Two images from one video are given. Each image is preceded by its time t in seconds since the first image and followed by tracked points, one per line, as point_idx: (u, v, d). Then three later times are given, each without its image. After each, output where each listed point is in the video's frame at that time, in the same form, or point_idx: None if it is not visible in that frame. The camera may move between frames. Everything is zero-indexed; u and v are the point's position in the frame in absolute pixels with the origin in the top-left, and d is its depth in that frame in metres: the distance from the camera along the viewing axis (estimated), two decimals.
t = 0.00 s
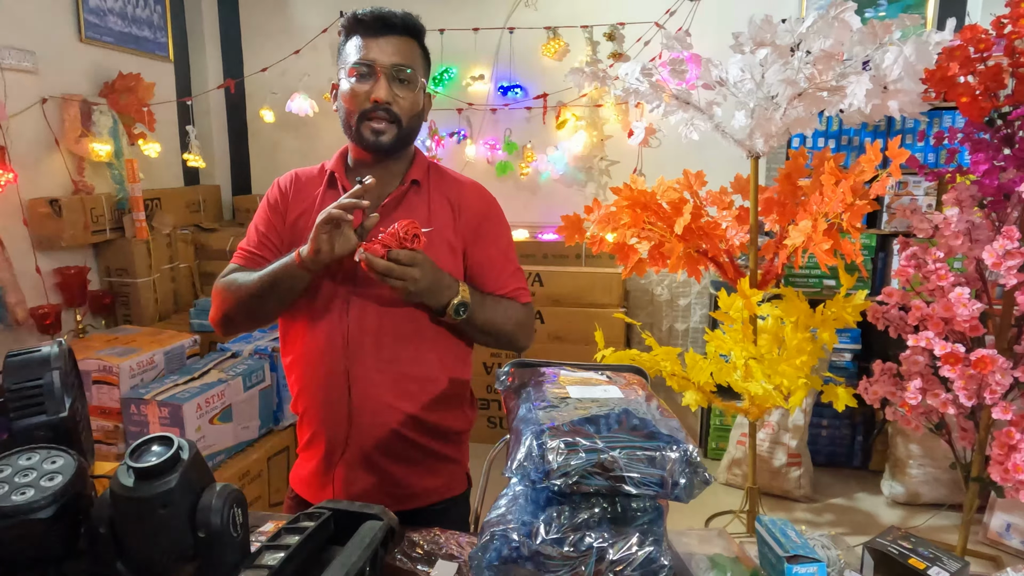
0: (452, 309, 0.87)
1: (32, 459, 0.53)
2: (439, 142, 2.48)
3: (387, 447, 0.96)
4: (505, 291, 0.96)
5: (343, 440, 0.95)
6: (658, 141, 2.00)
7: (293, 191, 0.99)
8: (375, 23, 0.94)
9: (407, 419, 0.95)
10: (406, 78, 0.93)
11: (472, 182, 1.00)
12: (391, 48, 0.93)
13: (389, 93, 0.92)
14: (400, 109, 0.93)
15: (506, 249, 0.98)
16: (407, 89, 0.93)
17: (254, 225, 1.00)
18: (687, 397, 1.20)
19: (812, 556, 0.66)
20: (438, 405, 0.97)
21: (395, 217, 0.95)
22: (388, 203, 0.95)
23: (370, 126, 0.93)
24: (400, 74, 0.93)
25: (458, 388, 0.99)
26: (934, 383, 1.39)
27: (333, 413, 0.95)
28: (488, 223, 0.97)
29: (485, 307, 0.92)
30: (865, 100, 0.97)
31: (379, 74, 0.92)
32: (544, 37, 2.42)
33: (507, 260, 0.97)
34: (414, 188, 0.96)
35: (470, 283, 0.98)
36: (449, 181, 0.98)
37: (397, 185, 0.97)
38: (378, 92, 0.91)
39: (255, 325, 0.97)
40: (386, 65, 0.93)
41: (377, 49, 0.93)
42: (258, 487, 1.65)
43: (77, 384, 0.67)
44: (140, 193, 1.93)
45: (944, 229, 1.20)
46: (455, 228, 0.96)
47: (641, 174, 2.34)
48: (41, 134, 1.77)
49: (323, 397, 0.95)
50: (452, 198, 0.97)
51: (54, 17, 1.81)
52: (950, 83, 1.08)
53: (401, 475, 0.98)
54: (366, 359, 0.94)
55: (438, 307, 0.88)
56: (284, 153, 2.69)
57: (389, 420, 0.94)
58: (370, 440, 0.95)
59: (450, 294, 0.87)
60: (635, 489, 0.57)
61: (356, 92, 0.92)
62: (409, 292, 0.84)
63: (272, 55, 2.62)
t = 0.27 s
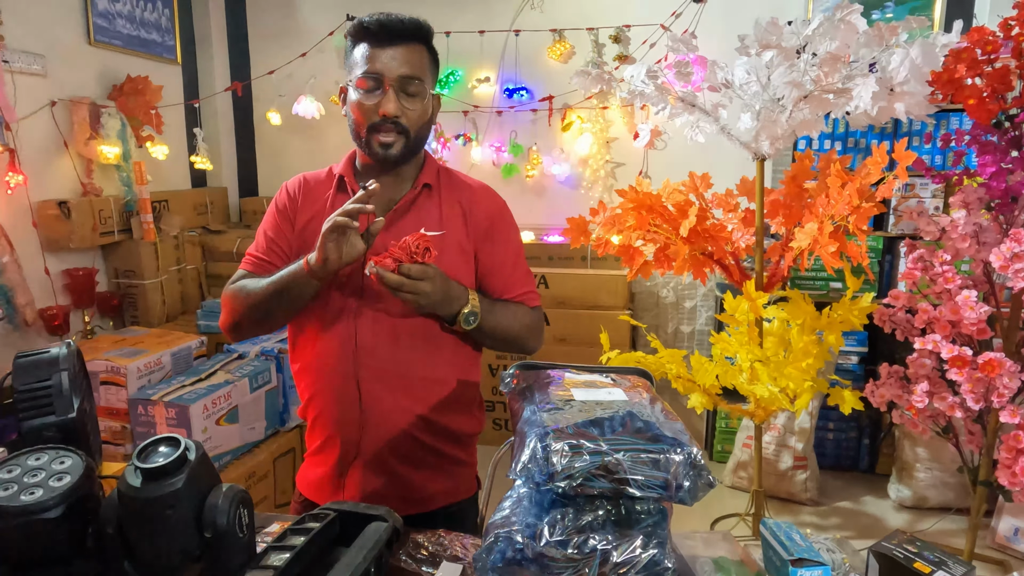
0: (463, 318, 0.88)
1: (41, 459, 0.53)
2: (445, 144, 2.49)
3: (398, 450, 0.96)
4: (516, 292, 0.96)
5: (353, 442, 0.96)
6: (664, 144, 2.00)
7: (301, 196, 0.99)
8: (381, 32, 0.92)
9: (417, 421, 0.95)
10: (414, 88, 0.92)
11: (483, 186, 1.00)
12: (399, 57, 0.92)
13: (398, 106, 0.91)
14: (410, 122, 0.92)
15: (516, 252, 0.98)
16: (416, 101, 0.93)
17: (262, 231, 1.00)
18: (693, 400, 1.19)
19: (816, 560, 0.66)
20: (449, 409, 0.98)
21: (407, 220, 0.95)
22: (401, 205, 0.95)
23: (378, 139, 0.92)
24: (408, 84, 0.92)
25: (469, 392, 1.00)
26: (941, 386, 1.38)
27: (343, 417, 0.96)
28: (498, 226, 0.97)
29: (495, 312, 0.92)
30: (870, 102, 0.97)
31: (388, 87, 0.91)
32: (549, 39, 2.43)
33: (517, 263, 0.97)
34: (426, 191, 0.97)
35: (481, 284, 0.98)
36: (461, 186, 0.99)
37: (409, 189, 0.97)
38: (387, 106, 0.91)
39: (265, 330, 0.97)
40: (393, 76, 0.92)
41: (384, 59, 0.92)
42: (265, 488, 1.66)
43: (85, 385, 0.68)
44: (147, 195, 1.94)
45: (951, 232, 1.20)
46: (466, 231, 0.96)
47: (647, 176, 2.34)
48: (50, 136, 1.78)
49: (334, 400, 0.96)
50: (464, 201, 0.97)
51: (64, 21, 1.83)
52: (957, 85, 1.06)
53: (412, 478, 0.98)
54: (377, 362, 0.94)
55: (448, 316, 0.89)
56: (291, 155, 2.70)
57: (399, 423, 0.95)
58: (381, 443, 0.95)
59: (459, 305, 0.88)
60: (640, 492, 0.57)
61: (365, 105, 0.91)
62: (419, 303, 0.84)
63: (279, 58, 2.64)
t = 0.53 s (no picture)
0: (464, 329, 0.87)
1: (44, 459, 0.54)
2: (448, 146, 2.49)
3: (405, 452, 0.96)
4: (521, 295, 0.94)
5: (361, 444, 0.96)
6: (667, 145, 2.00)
7: (308, 203, 0.99)
8: (384, 59, 0.86)
9: (423, 423, 0.95)
10: (416, 117, 0.89)
11: (491, 189, 0.99)
12: (404, 85, 0.87)
13: (399, 139, 0.89)
14: (412, 149, 0.91)
15: (523, 254, 0.96)
16: (418, 130, 0.90)
17: (271, 238, 1.00)
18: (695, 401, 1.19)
19: (817, 562, 0.66)
20: (456, 411, 0.97)
21: (413, 224, 0.95)
22: (407, 209, 0.95)
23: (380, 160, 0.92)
24: (410, 111, 0.88)
25: (477, 395, 0.99)
26: (944, 388, 1.38)
27: (351, 419, 0.96)
28: (505, 229, 0.96)
29: (496, 321, 0.90)
30: (874, 103, 0.97)
31: (388, 120, 0.88)
32: (553, 41, 2.43)
33: (525, 265, 0.96)
34: (433, 195, 0.96)
35: (488, 287, 0.96)
36: (469, 189, 0.98)
37: (417, 193, 0.97)
38: (388, 138, 0.89)
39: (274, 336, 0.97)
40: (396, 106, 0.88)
41: (387, 87, 0.87)
42: (268, 488, 1.67)
43: (89, 385, 0.68)
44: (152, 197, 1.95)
45: (954, 233, 1.19)
46: (473, 234, 0.95)
47: (650, 178, 2.34)
48: (55, 138, 1.79)
49: (341, 402, 0.96)
50: (471, 205, 0.96)
51: (70, 23, 1.84)
52: (961, 86, 1.06)
53: (419, 481, 0.98)
54: (384, 365, 0.95)
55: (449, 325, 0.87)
56: (295, 157, 2.71)
57: (407, 425, 0.95)
58: (388, 444, 0.96)
59: (463, 316, 0.86)
60: (640, 492, 0.57)
61: (366, 134, 0.89)
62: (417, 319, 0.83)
63: (283, 60, 2.64)
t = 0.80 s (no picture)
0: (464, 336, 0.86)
1: (53, 460, 0.54)
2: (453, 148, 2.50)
3: (410, 454, 0.96)
4: (528, 301, 0.93)
5: (367, 447, 0.97)
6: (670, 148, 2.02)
7: (320, 206, 1.00)
8: (389, 67, 0.86)
9: (429, 427, 0.95)
10: (421, 124, 0.89)
11: (501, 193, 0.99)
12: (411, 92, 0.88)
13: (406, 144, 0.90)
14: (419, 155, 0.91)
15: (531, 259, 0.95)
16: (426, 135, 0.90)
17: (285, 241, 1.01)
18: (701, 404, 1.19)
19: (821, 565, 0.66)
20: (462, 415, 0.97)
21: (421, 227, 0.94)
22: (416, 213, 0.94)
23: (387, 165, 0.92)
24: (416, 118, 0.89)
25: (484, 399, 0.99)
26: (950, 392, 1.38)
27: (358, 421, 0.97)
28: (514, 233, 0.95)
29: (501, 329, 0.89)
30: (878, 106, 0.97)
31: (394, 126, 0.88)
32: (557, 44, 2.44)
33: (533, 270, 0.95)
34: (441, 200, 0.96)
35: (495, 291, 0.96)
36: (478, 193, 0.97)
37: (425, 197, 0.96)
38: (394, 145, 0.89)
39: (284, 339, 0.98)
40: (401, 113, 0.88)
41: (393, 95, 0.87)
42: (273, 490, 1.67)
43: (97, 387, 0.68)
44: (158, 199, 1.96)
45: (959, 236, 1.19)
46: (480, 238, 0.95)
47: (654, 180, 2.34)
48: (63, 141, 1.80)
49: (349, 403, 0.97)
50: (479, 209, 0.95)
51: (78, 26, 1.85)
52: (967, 89, 1.06)
53: (424, 484, 0.98)
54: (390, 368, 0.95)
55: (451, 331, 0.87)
56: (300, 159, 2.72)
57: (412, 428, 0.95)
58: (393, 445, 0.96)
59: (463, 323, 0.86)
60: (645, 495, 0.57)
61: (372, 141, 0.90)
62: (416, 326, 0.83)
63: (288, 62, 2.65)
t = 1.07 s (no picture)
0: (465, 346, 0.84)
1: (57, 459, 0.54)
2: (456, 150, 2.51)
3: (412, 456, 0.96)
4: (531, 305, 0.92)
5: (369, 447, 0.97)
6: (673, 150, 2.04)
7: (325, 207, 1.00)
8: (392, 68, 0.87)
9: (431, 428, 0.96)
10: (424, 125, 0.89)
11: (508, 196, 0.98)
12: (416, 93, 0.88)
13: (409, 145, 0.90)
14: (422, 156, 0.91)
15: (537, 262, 0.94)
16: (429, 136, 0.90)
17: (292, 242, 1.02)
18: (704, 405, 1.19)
19: (824, 566, 0.66)
20: (464, 418, 0.97)
21: (425, 230, 0.94)
22: (420, 215, 0.94)
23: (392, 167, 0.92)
24: (419, 119, 0.89)
25: (487, 401, 0.99)
26: (953, 393, 1.37)
27: (361, 422, 0.97)
28: (518, 237, 0.94)
29: (504, 334, 0.87)
30: (882, 107, 0.97)
31: (398, 127, 0.89)
32: (560, 46, 2.44)
33: (538, 274, 0.93)
34: (446, 202, 0.95)
35: (500, 295, 0.95)
36: (483, 196, 0.96)
37: (430, 200, 0.96)
38: (397, 145, 0.89)
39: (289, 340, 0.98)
40: (404, 115, 0.88)
41: (397, 95, 0.88)
42: (275, 491, 1.67)
43: (100, 387, 0.69)
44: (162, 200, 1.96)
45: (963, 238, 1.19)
46: (485, 241, 0.94)
47: (657, 182, 2.34)
48: (67, 142, 1.81)
49: (351, 403, 0.97)
50: (484, 212, 0.95)
51: (82, 28, 1.86)
52: (970, 90, 1.06)
53: (426, 486, 0.98)
54: (392, 369, 0.95)
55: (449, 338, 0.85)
56: (302, 160, 2.72)
57: (414, 429, 0.95)
58: (395, 446, 0.96)
59: (464, 332, 0.84)
60: (647, 496, 0.57)
61: (376, 141, 0.90)
62: (409, 326, 0.80)
63: (291, 64, 2.66)
